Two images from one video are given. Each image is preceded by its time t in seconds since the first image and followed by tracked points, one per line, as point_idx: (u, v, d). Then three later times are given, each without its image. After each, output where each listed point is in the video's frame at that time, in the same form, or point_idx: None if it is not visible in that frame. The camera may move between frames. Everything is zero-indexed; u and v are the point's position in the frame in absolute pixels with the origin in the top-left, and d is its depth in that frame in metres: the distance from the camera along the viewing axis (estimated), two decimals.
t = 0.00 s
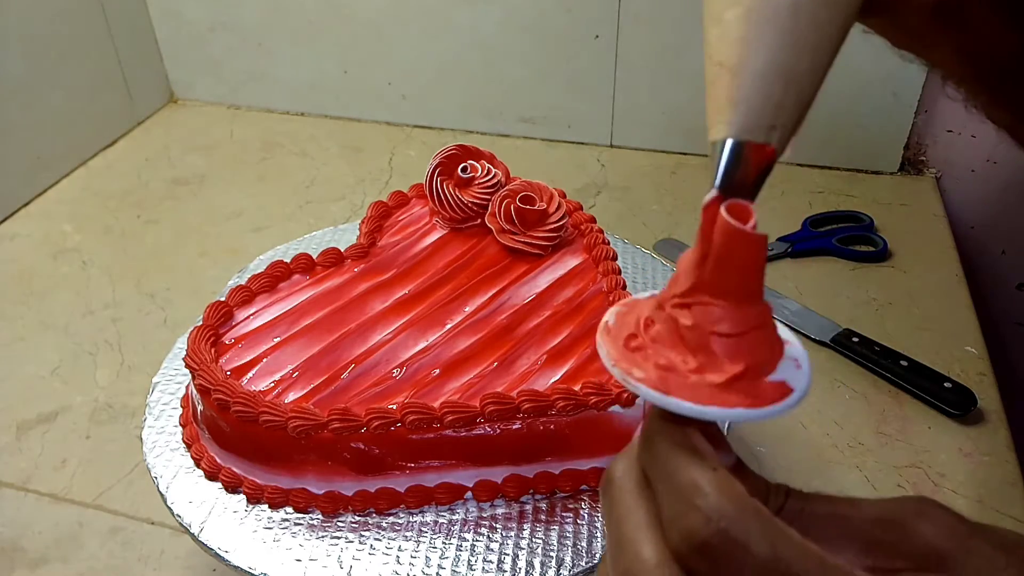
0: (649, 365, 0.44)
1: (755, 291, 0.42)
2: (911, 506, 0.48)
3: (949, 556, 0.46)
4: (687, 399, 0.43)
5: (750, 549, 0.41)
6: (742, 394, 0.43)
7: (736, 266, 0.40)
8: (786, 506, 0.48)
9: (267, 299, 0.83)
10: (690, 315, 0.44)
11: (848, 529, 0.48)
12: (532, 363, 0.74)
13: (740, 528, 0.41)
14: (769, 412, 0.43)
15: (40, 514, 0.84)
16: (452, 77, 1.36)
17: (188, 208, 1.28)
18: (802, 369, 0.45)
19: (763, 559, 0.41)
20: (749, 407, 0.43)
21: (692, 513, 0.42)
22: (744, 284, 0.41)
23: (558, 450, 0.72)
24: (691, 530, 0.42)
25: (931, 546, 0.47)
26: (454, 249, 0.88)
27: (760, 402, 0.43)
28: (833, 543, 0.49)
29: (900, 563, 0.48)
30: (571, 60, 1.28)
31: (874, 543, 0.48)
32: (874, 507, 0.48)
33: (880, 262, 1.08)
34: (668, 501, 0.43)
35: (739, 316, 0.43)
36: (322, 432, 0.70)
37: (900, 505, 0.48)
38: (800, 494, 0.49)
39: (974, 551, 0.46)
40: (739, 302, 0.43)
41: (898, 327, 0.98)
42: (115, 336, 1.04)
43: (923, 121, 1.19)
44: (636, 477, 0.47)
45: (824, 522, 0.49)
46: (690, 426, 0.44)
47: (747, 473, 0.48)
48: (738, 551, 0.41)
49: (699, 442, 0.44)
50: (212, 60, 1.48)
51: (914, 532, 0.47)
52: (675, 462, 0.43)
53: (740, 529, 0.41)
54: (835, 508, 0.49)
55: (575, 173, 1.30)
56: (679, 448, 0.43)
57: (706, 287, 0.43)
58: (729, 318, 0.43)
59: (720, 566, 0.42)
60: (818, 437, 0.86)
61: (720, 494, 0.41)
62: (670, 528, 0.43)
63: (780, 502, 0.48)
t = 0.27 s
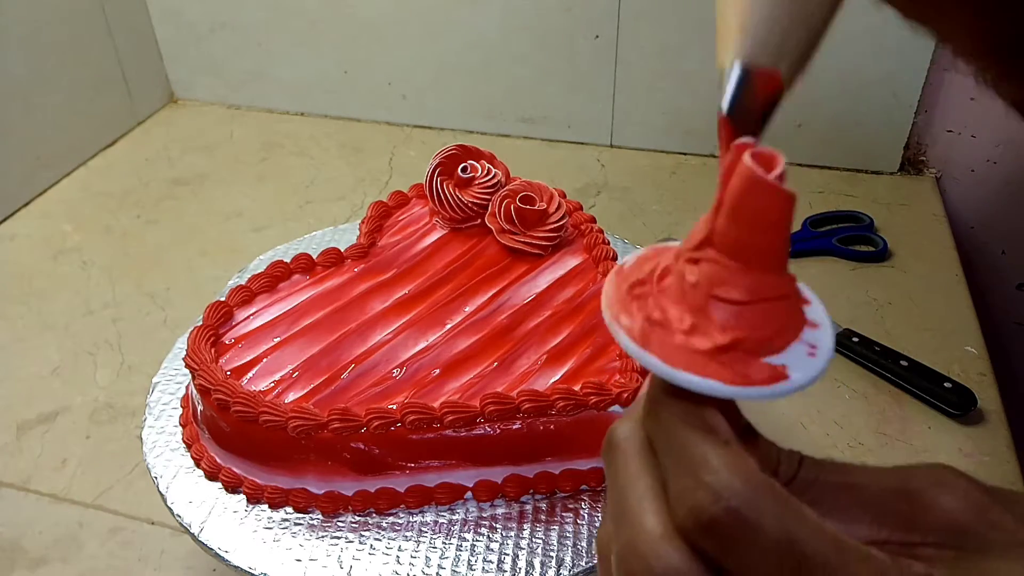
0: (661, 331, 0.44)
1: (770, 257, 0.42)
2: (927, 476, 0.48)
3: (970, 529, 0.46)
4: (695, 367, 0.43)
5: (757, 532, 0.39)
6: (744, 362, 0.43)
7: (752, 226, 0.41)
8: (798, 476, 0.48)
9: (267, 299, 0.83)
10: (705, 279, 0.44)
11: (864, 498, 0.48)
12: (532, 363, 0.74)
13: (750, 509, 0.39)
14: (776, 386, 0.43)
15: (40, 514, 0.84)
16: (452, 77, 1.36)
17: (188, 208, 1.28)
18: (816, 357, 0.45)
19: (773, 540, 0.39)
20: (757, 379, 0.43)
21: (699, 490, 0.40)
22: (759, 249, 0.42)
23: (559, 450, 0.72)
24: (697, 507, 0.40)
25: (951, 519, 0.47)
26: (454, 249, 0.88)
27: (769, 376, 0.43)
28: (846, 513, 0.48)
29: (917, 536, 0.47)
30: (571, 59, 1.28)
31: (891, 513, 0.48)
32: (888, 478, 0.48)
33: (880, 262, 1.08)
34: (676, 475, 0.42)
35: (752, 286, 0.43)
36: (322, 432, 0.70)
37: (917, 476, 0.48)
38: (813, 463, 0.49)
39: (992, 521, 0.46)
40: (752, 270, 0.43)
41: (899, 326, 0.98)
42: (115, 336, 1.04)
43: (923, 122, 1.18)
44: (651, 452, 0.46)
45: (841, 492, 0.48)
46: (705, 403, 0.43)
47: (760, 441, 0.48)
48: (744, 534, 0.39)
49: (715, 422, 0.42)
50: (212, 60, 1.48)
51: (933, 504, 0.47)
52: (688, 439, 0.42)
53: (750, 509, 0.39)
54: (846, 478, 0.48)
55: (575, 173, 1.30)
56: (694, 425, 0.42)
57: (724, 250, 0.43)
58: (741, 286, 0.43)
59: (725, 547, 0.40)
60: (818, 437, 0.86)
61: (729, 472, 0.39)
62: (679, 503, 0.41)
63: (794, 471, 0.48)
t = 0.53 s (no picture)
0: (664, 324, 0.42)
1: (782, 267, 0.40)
2: (926, 488, 0.46)
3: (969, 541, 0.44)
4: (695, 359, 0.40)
5: (756, 527, 0.37)
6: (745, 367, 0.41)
7: (768, 234, 0.38)
8: (795, 485, 0.46)
9: (267, 299, 0.83)
10: (711, 278, 0.41)
11: (859, 509, 0.46)
12: (532, 363, 0.74)
13: (749, 502, 0.37)
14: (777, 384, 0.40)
15: (40, 514, 0.84)
16: (452, 77, 1.36)
17: (188, 208, 1.28)
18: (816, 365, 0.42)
19: (771, 536, 0.37)
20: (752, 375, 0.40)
21: (696, 484, 0.38)
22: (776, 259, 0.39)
23: (559, 450, 0.72)
24: (695, 502, 0.38)
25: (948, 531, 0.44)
26: (454, 249, 0.88)
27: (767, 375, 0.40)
28: (843, 523, 0.46)
29: (912, 545, 0.45)
30: (571, 59, 1.28)
31: (887, 522, 0.45)
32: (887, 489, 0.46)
33: (880, 262, 1.08)
34: (673, 471, 0.40)
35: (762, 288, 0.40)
36: (322, 432, 0.70)
37: (914, 486, 0.46)
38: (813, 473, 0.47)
39: (993, 535, 0.44)
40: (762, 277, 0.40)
41: (899, 327, 0.98)
42: (115, 336, 1.04)
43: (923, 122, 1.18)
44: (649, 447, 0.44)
45: (836, 502, 0.46)
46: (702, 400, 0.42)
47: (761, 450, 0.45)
48: (743, 529, 0.37)
49: (714, 419, 0.41)
50: (212, 60, 1.48)
51: (931, 515, 0.45)
52: (686, 432, 0.40)
53: (749, 503, 0.37)
54: (847, 489, 0.46)
55: (575, 173, 1.30)
56: (692, 418, 0.41)
57: (736, 250, 0.40)
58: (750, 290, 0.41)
59: (724, 544, 0.38)
60: (818, 437, 0.86)
61: (729, 466, 0.38)
62: (675, 499, 0.40)
63: (791, 480, 0.46)
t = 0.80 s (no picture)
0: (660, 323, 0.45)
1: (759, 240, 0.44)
2: (908, 471, 0.48)
3: (948, 518, 0.45)
4: (697, 354, 0.44)
5: (736, 513, 0.38)
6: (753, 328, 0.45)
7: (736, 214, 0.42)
8: (778, 463, 0.48)
9: (267, 299, 0.83)
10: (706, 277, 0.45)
11: (843, 487, 0.47)
12: (532, 363, 0.74)
13: (730, 488, 0.38)
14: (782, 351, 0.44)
15: (40, 514, 0.84)
16: (452, 77, 1.36)
17: (188, 208, 1.28)
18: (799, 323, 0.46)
19: (752, 522, 0.38)
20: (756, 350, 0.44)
21: (677, 472, 0.39)
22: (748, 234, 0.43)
23: (559, 450, 0.72)
24: (677, 488, 0.39)
25: (929, 511, 0.46)
26: (454, 249, 0.88)
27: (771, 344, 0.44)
28: (826, 502, 0.47)
29: (892, 526, 0.46)
30: (571, 59, 1.28)
31: (869, 501, 0.47)
32: (869, 470, 0.48)
33: (880, 263, 1.08)
34: (656, 459, 0.41)
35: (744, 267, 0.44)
36: (322, 432, 0.70)
37: (897, 468, 0.48)
38: (797, 452, 0.49)
39: (971, 516, 0.46)
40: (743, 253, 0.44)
41: (899, 327, 0.98)
42: (115, 336, 1.04)
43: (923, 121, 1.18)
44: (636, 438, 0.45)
45: (820, 480, 0.48)
46: (681, 381, 0.43)
47: (742, 428, 0.49)
48: (723, 516, 0.38)
49: (697, 406, 0.42)
50: (212, 60, 1.48)
51: (912, 496, 0.47)
52: (670, 422, 0.41)
53: (729, 488, 0.38)
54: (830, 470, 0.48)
55: (575, 173, 1.30)
56: (676, 407, 0.42)
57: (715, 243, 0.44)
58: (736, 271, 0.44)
59: (705, 532, 0.39)
60: (818, 437, 0.86)
61: (710, 454, 0.38)
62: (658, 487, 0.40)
63: (775, 458, 0.48)
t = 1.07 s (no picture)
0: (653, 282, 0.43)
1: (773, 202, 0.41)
2: (919, 441, 0.45)
3: (960, 493, 0.43)
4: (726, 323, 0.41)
5: (736, 482, 0.37)
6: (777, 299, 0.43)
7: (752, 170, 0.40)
8: (781, 433, 0.46)
9: (267, 299, 0.83)
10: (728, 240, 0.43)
11: (847, 459, 0.45)
12: (532, 363, 0.74)
13: (731, 456, 0.37)
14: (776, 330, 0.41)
15: (40, 514, 0.84)
16: (452, 77, 1.36)
17: (188, 208, 1.28)
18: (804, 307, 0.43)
19: (753, 492, 0.36)
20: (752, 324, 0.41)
21: (678, 439, 0.38)
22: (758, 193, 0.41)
23: (559, 450, 0.72)
24: (677, 456, 0.38)
25: (939, 485, 0.44)
26: (454, 249, 0.88)
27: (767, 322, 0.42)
28: (830, 473, 0.45)
29: (900, 500, 0.44)
30: (570, 59, 1.28)
31: (874, 473, 0.45)
32: (877, 440, 0.46)
33: (880, 263, 1.08)
34: (657, 427, 0.40)
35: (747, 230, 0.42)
36: (322, 432, 0.70)
37: (906, 438, 0.45)
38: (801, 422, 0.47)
39: (983, 488, 0.43)
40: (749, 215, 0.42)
41: (899, 326, 0.98)
42: (115, 336, 1.04)
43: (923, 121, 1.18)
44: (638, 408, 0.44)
45: (823, 452, 0.46)
46: (686, 351, 0.43)
47: (744, 397, 0.47)
48: (723, 484, 0.37)
49: (700, 374, 0.41)
50: (212, 60, 1.48)
51: (922, 470, 0.44)
52: (673, 390, 0.40)
53: (731, 457, 0.37)
54: (836, 440, 0.46)
55: (575, 173, 1.30)
56: (679, 376, 0.41)
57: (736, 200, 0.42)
58: (739, 233, 0.42)
59: (705, 500, 0.38)
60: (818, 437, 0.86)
61: (712, 421, 0.38)
62: (658, 456, 0.39)
63: (778, 429, 0.46)
